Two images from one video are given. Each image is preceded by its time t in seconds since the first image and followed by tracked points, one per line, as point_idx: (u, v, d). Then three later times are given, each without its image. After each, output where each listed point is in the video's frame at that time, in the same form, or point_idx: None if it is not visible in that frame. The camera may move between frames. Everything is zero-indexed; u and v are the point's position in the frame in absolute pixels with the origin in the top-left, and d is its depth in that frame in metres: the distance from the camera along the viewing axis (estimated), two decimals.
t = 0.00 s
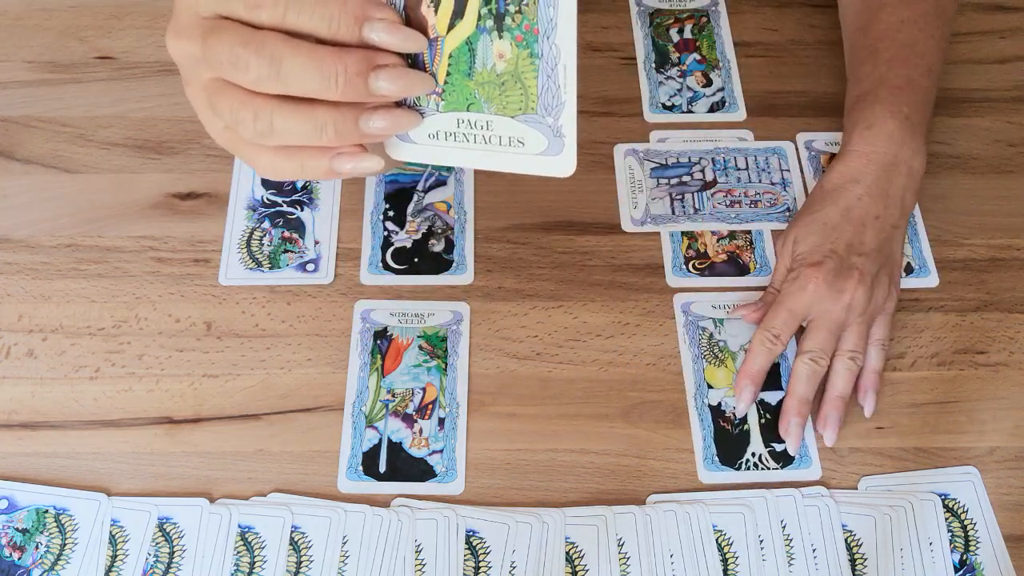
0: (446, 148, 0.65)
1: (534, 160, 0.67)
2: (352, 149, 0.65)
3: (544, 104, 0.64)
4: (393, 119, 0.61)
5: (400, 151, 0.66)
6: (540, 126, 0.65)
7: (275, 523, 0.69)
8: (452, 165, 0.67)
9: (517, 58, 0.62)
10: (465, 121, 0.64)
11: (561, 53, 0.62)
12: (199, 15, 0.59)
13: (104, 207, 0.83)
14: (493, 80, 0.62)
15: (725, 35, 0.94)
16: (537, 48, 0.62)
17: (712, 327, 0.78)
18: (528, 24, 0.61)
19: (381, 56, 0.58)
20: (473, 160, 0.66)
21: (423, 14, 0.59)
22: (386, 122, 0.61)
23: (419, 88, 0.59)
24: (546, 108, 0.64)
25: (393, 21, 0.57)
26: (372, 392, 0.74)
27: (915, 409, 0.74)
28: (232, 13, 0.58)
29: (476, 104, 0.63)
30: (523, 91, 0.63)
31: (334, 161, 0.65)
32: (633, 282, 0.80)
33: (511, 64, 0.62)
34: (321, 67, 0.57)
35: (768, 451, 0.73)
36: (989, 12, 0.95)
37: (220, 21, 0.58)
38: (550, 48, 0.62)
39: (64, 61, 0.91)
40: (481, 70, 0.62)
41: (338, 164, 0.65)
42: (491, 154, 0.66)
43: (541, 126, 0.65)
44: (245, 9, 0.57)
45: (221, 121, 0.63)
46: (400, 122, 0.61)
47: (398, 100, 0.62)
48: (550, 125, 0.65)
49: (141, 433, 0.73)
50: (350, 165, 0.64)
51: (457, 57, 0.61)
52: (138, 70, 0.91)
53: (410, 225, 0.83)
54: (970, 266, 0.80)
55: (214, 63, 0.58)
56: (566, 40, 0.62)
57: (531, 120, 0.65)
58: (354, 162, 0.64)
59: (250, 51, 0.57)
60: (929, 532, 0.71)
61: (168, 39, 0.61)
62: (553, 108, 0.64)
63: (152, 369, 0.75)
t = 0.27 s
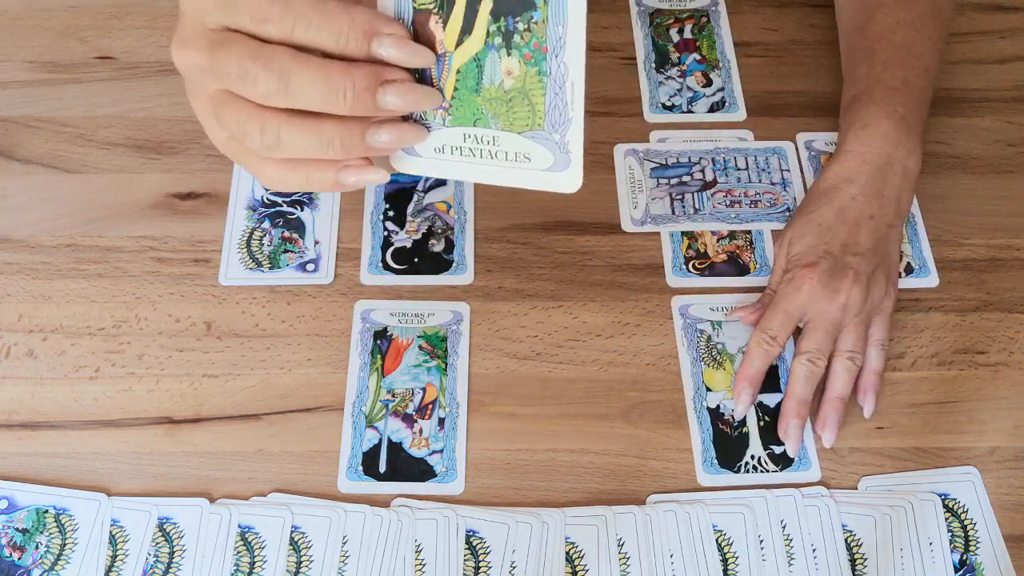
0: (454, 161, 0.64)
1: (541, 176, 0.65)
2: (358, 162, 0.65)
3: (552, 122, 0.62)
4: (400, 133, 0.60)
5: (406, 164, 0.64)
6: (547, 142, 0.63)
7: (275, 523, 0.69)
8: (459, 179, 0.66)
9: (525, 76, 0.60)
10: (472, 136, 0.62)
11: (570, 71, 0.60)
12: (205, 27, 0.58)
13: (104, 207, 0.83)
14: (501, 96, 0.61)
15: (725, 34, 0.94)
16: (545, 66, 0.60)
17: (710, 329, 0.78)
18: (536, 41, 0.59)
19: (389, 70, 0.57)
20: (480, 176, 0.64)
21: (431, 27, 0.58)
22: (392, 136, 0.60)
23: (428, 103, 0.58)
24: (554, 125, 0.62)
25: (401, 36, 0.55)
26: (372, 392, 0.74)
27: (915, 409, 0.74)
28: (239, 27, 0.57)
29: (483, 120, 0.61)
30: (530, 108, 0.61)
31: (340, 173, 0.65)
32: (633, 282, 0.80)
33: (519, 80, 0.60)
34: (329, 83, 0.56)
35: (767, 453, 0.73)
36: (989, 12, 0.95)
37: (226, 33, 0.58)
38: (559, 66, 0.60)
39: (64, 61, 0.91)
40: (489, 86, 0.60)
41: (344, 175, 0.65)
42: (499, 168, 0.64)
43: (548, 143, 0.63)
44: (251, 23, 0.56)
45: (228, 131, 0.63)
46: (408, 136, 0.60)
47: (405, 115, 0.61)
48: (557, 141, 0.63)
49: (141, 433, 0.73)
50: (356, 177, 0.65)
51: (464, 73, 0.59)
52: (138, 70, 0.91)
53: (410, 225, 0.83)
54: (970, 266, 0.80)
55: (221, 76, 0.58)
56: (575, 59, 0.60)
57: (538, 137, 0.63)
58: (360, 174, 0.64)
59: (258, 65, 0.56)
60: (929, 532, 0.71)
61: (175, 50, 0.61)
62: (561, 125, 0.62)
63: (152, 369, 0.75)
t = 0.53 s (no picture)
0: (475, 279, 0.65)
1: (560, 295, 0.64)
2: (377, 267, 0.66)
3: (572, 247, 0.62)
4: (424, 244, 0.63)
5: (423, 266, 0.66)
6: (567, 265, 0.63)
7: (274, 523, 0.69)
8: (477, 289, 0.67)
9: (548, 204, 0.60)
10: (491, 249, 0.63)
11: (593, 203, 0.60)
12: (229, 131, 0.60)
13: (104, 207, 0.83)
14: (523, 215, 0.61)
15: (725, 35, 0.94)
16: (569, 198, 0.60)
17: (710, 330, 0.78)
18: (561, 171, 0.59)
19: (416, 191, 0.60)
20: (497, 288, 0.65)
21: (456, 151, 0.59)
22: (427, 216, 0.60)
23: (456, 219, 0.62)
24: (574, 248, 0.62)
25: (428, 159, 0.58)
26: (372, 392, 0.74)
27: (915, 409, 0.74)
28: (266, 134, 0.59)
29: (504, 235, 0.62)
30: (552, 229, 0.61)
31: (360, 278, 0.66)
32: (633, 283, 0.80)
33: (542, 207, 0.60)
34: (360, 199, 0.60)
35: (767, 454, 0.73)
36: (989, 12, 0.95)
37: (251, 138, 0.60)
38: (583, 199, 0.60)
39: (64, 61, 0.91)
40: (513, 208, 0.61)
41: (364, 280, 0.66)
42: (518, 285, 0.65)
43: (567, 264, 0.63)
44: (283, 136, 0.59)
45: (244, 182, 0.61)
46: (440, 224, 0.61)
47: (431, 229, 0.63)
48: (576, 264, 0.63)
49: (141, 433, 0.73)
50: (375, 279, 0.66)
51: (488, 193, 0.60)
52: (138, 70, 0.91)
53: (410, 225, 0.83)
54: (970, 266, 0.80)
55: (249, 185, 0.61)
56: (600, 196, 0.59)
57: (558, 258, 0.63)
58: (381, 279, 0.66)
59: (291, 189, 0.60)
60: (929, 532, 0.71)
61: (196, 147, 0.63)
62: (581, 249, 0.62)
63: (152, 369, 0.75)
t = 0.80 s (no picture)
0: (466, 336, 0.61)
1: (553, 358, 0.62)
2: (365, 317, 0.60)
3: (567, 309, 0.61)
4: (418, 302, 0.57)
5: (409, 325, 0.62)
6: (561, 327, 0.61)
7: (275, 523, 0.69)
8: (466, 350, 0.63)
9: (548, 267, 0.59)
10: (486, 309, 0.60)
11: (593, 270, 0.59)
12: (233, 179, 0.51)
13: (104, 207, 0.83)
14: (522, 281, 0.60)
15: (725, 34, 0.94)
16: (570, 263, 0.59)
17: (710, 329, 0.78)
18: (566, 239, 0.59)
19: (417, 250, 0.53)
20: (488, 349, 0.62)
21: (462, 213, 0.58)
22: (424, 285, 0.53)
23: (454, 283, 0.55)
24: (570, 313, 0.61)
25: (435, 222, 0.52)
26: (372, 392, 0.74)
27: (915, 409, 0.74)
28: (271, 185, 0.50)
29: (500, 297, 0.60)
30: (549, 294, 0.60)
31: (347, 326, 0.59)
32: (634, 283, 0.80)
33: (542, 270, 0.59)
34: (363, 262, 0.51)
35: (767, 454, 0.73)
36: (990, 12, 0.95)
37: (259, 187, 0.51)
38: (585, 265, 0.59)
39: (64, 61, 0.91)
40: (512, 271, 0.59)
41: (350, 330, 0.60)
42: (510, 347, 0.62)
43: (561, 328, 0.61)
44: (291, 192, 0.49)
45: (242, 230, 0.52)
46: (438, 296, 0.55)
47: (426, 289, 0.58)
48: (569, 327, 0.61)
49: (141, 433, 0.73)
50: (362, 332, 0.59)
51: (488, 256, 0.58)
52: (137, 70, 0.90)
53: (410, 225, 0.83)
54: (971, 266, 0.80)
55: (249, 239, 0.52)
56: (600, 261, 0.59)
57: (553, 321, 0.61)
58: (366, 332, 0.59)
59: (291, 246, 0.50)
60: (928, 532, 0.71)
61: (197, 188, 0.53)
62: (577, 314, 0.61)
63: (152, 369, 0.75)
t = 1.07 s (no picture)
0: (487, 376, 0.63)
1: (577, 385, 0.63)
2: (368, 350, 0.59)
3: (587, 333, 0.62)
4: (423, 350, 0.55)
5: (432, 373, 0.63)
6: (583, 351, 0.63)
7: (275, 523, 0.69)
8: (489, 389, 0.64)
9: (564, 291, 0.61)
10: (506, 344, 0.62)
11: (608, 289, 0.61)
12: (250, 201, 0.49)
13: (104, 207, 0.83)
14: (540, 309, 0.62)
15: (725, 35, 0.94)
16: (585, 283, 0.61)
17: (710, 330, 0.78)
18: (577, 261, 0.61)
19: (423, 296, 0.53)
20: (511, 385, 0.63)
21: (475, 245, 0.60)
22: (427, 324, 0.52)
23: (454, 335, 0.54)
24: (591, 336, 0.62)
25: (449, 266, 0.52)
26: (372, 392, 0.74)
27: (915, 409, 0.74)
28: (290, 211, 0.49)
29: (520, 330, 0.62)
30: (568, 319, 0.62)
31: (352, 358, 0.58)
32: (634, 283, 0.80)
33: (558, 295, 0.61)
34: (372, 301, 0.50)
35: (767, 454, 0.73)
36: (990, 12, 0.95)
37: (275, 212, 0.50)
38: (599, 284, 0.61)
39: (64, 61, 0.91)
40: (529, 300, 0.61)
41: (351, 361, 0.59)
42: (532, 382, 0.63)
43: (584, 352, 0.63)
44: (310, 219, 0.49)
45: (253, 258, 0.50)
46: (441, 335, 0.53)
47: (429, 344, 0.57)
48: (591, 351, 0.63)
49: (141, 433, 0.73)
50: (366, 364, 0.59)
51: (505, 289, 0.61)
52: (137, 70, 0.90)
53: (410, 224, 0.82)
54: (971, 266, 0.80)
55: (258, 262, 0.50)
56: (614, 277, 0.61)
57: (575, 346, 0.63)
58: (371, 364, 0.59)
59: (304, 275, 0.49)
60: (929, 532, 0.71)
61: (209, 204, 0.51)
62: (597, 336, 0.62)
63: (152, 369, 0.75)
